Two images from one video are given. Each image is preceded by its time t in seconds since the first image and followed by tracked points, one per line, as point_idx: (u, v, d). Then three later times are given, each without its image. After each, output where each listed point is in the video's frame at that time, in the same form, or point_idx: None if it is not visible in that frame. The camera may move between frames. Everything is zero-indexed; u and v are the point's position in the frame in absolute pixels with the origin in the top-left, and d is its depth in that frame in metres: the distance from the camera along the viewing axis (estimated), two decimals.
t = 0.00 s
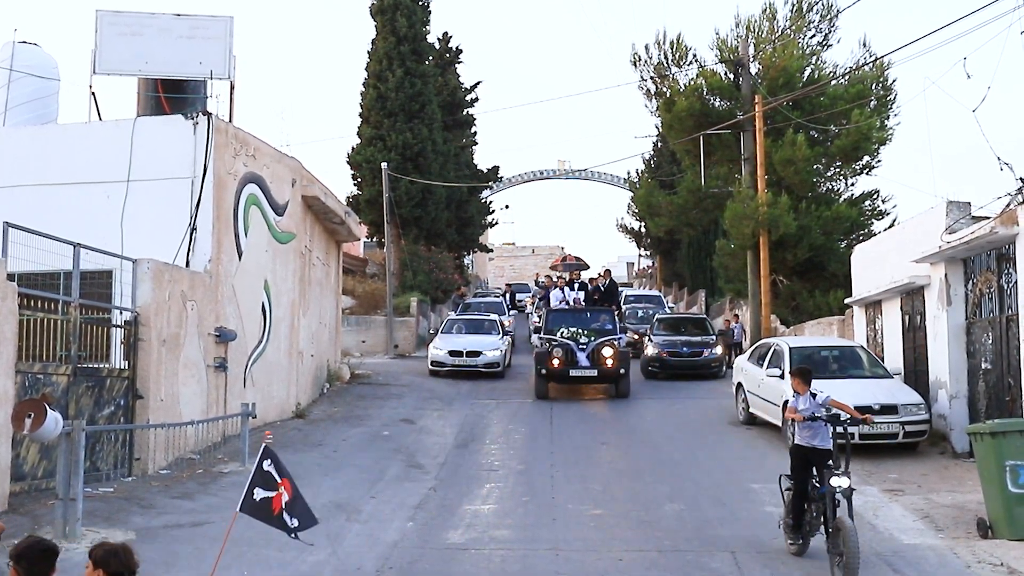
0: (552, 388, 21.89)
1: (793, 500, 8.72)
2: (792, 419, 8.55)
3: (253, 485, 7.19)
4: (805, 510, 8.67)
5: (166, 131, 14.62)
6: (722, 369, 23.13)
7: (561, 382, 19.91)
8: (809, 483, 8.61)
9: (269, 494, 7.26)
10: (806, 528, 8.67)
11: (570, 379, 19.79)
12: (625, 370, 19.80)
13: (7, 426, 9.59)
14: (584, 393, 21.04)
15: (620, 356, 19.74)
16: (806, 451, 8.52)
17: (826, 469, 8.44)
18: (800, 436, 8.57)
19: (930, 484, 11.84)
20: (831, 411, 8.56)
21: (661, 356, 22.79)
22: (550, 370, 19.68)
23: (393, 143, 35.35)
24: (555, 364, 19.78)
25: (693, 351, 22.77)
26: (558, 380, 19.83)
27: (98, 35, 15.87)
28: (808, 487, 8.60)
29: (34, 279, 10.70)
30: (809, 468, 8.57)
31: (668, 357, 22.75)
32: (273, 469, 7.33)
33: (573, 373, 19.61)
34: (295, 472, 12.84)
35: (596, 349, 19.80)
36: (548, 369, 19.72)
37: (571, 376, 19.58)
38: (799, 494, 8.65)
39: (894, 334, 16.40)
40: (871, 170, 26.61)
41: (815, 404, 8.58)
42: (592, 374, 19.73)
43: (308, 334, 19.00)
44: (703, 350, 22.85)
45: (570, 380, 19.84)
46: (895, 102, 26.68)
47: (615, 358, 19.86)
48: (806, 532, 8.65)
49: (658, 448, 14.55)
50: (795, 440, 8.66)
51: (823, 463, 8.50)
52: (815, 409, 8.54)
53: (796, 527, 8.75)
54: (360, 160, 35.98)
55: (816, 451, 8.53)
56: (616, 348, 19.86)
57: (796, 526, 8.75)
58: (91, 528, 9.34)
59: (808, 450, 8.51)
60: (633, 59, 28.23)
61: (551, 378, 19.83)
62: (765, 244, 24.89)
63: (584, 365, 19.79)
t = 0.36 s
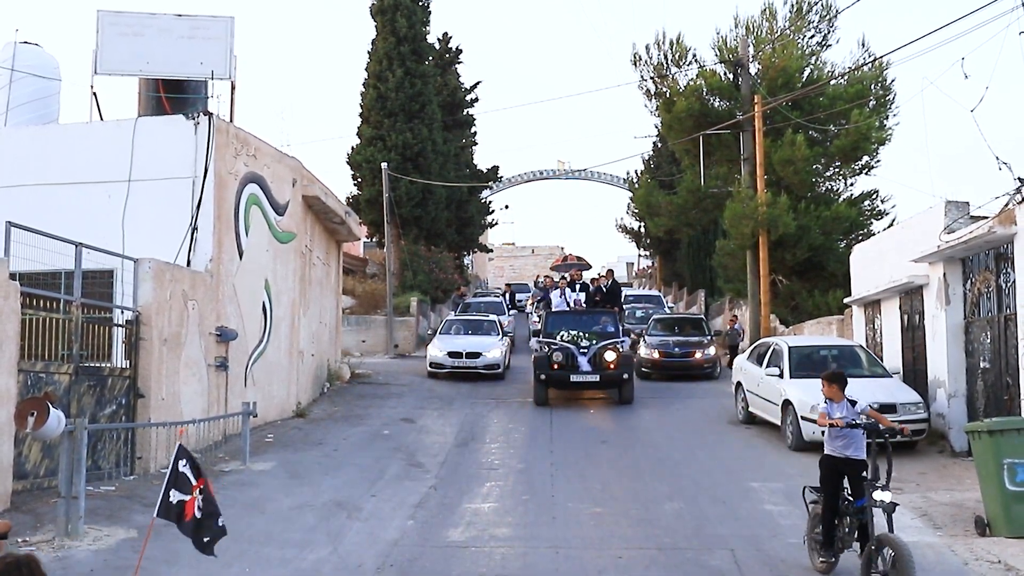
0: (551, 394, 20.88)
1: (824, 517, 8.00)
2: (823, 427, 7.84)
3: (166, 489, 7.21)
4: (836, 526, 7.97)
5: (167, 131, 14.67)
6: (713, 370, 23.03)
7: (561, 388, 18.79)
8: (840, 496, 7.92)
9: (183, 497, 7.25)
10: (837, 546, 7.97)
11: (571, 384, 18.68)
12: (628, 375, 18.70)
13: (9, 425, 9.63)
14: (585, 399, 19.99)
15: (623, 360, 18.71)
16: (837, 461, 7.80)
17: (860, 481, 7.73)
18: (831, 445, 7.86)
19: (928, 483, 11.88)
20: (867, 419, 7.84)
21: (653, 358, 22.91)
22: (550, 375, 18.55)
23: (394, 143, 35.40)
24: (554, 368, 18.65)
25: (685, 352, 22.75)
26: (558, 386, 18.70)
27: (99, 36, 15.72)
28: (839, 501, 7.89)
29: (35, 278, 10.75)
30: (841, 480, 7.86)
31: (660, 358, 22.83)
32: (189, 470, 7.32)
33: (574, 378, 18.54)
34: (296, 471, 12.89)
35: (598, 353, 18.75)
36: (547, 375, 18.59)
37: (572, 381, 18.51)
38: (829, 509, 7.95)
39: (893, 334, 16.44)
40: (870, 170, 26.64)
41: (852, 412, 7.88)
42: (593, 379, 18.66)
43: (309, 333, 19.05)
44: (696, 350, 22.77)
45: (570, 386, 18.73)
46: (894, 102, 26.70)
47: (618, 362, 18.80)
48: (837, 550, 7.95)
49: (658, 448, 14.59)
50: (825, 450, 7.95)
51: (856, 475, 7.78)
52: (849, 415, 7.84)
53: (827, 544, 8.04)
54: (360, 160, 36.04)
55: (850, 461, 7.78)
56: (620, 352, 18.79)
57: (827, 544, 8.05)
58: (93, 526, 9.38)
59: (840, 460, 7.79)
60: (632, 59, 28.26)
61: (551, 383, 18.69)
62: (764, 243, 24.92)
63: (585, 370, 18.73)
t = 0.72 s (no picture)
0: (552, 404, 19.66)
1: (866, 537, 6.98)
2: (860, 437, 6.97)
3: (87, 493, 7.61)
4: (880, 544, 6.93)
5: (170, 133, 14.82)
6: (704, 372, 23.08)
7: (561, 396, 17.83)
8: (883, 512, 6.92)
9: (107, 500, 7.70)
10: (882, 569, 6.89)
11: (572, 392, 17.71)
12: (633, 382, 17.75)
13: (18, 423, 9.79)
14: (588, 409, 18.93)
15: (627, 365, 17.75)
16: (878, 475, 6.89)
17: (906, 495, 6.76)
18: (871, 458, 6.96)
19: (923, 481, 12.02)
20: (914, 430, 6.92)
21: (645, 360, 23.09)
22: (549, 382, 17.64)
23: (395, 145, 35.57)
24: (554, 375, 17.73)
25: (675, 353, 22.87)
26: (558, 394, 17.74)
27: (103, 40, 15.77)
28: (881, 519, 6.92)
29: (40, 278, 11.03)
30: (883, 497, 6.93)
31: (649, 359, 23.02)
32: (109, 472, 7.77)
33: (575, 385, 17.59)
34: (299, 470, 13.04)
35: (600, 358, 17.83)
36: (547, 382, 17.68)
37: (574, 388, 17.56)
38: (870, 526, 6.95)
39: (890, 335, 16.58)
40: (868, 173, 26.79)
41: (897, 421, 6.97)
42: (596, 385, 17.69)
43: (311, 333, 19.20)
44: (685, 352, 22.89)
45: (572, 394, 17.77)
46: (892, 105, 26.83)
47: (621, 368, 17.84)
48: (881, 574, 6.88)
49: (657, 448, 14.73)
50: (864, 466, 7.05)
51: (901, 490, 6.82)
52: (896, 424, 6.93)
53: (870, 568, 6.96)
54: (361, 162, 36.17)
55: (892, 474, 6.86)
56: (622, 357, 17.84)
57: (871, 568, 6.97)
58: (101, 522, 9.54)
59: (880, 474, 6.88)
60: (632, 62, 28.42)
61: (551, 391, 17.76)
62: (762, 244, 25.07)
63: (586, 376, 17.77)
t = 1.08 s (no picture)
0: (550, 419, 18.70)
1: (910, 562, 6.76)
2: (901, 458, 6.76)
3: None
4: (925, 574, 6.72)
5: (179, 143, 15.18)
6: (693, 380, 23.10)
7: (562, 411, 16.85)
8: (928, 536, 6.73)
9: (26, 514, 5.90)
10: None
11: (573, 408, 16.71)
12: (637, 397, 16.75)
13: (35, 428, 10.12)
14: (588, 424, 17.95)
15: (631, 379, 16.75)
16: (925, 497, 6.68)
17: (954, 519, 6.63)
18: (915, 479, 6.74)
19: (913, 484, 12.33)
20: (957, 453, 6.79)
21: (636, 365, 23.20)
22: (549, 397, 16.64)
23: (396, 153, 35.92)
24: (554, 390, 16.73)
25: (663, 361, 22.88)
26: (559, 410, 16.74)
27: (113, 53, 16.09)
28: (928, 544, 6.71)
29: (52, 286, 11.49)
30: (928, 520, 6.73)
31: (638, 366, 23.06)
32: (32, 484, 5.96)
33: (576, 401, 16.59)
34: (306, 473, 13.36)
35: (603, 371, 16.82)
36: (546, 397, 16.69)
37: (575, 404, 16.56)
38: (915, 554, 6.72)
39: (883, 342, 16.90)
40: (864, 181, 27.13)
41: (941, 441, 6.80)
42: (598, 401, 16.68)
43: (315, 340, 19.52)
44: (673, 360, 22.85)
45: (573, 409, 16.77)
46: (887, 114, 27.15)
47: (625, 382, 16.82)
48: None
49: (655, 452, 15.05)
50: (907, 489, 6.83)
51: (947, 512, 6.65)
52: (938, 443, 6.77)
53: None
54: (362, 170, 36.47)
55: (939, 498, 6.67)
56: (627, 371, 16.83)
57: None
58: (116, 523, 9.86)
59: (927, 495, 6.67)
60: (630, 73, 28.77)
61: (550, 407, 16.78)
62: (760, 251, 25.39)
63: (588, 392, 16.72)
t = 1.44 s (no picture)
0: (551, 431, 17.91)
1: None
2: (958, 475, 6.64)
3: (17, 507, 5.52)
4: None
5: (189, 153, 15.62)
6: (682, 386, 23.23)
7: (562, 426, 15.97)
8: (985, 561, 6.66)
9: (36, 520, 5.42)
10: None
11: (574, 422, 15.84)
12: (641, 411, 15.85)
13: (56, 428, 10.57)
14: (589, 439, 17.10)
15: (635, 392, 15.88)
16: (979, 518, 6.56)
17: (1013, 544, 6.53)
18: (971, 499, 6.61)
19: (902, 484, 12.75)
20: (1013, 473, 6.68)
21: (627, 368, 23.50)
22: (549, 411, 15.77)
23: (399, 160, 36.33)
24: (555, 403, 15.84)
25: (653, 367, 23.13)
26: (559, 425, 15.89)
27: (125, 65, 16.55)
28: (981, 567, 6.64)
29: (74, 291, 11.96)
30: (981, 543, 6.63)
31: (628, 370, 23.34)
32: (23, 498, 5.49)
33: (577, 415, 15.72)
34: (314, 474, 13.79)
35: (606, 384, 15.93)
36: (546, 410, 15.83)
37: (576, 418, 15.69)
38: None
39: (875, 346, 17.34)
40: (859, 188, 27.56)
41: (997, 458, 6.70)
42: (599, 415, 15.80)
43: (320, 344, 19.96)
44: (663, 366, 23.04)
45: (574, 424, 15.90)
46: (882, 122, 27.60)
47: (629, 395, 15.94)
48: None
49: (652, 453, 15.48)
50: (961, 508, 6.71)
51: (1005, 536, 6.53)
52: (994, 460, 6.68)
53: None
54: (365, 177, 36.80)
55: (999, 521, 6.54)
56: (630, 383, 15.95)
57: None
58: (134, 520, 10.29)
59: (982, 517, 6.54)
60: (629, 81, 29.18)
61: (550, 421, 15.91)
62: (757, 257, 25.83)
63: (589, 405, 15.85)
